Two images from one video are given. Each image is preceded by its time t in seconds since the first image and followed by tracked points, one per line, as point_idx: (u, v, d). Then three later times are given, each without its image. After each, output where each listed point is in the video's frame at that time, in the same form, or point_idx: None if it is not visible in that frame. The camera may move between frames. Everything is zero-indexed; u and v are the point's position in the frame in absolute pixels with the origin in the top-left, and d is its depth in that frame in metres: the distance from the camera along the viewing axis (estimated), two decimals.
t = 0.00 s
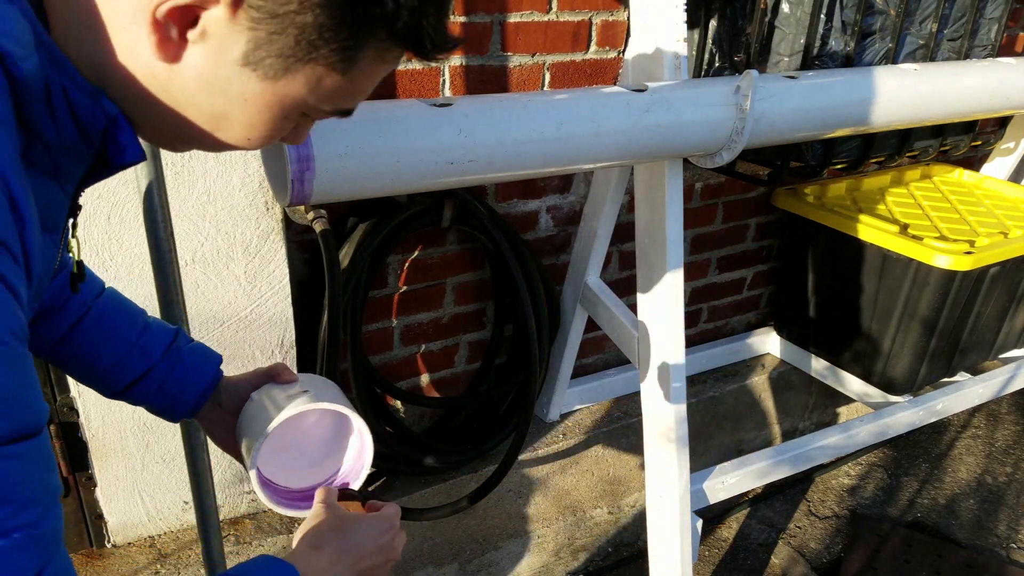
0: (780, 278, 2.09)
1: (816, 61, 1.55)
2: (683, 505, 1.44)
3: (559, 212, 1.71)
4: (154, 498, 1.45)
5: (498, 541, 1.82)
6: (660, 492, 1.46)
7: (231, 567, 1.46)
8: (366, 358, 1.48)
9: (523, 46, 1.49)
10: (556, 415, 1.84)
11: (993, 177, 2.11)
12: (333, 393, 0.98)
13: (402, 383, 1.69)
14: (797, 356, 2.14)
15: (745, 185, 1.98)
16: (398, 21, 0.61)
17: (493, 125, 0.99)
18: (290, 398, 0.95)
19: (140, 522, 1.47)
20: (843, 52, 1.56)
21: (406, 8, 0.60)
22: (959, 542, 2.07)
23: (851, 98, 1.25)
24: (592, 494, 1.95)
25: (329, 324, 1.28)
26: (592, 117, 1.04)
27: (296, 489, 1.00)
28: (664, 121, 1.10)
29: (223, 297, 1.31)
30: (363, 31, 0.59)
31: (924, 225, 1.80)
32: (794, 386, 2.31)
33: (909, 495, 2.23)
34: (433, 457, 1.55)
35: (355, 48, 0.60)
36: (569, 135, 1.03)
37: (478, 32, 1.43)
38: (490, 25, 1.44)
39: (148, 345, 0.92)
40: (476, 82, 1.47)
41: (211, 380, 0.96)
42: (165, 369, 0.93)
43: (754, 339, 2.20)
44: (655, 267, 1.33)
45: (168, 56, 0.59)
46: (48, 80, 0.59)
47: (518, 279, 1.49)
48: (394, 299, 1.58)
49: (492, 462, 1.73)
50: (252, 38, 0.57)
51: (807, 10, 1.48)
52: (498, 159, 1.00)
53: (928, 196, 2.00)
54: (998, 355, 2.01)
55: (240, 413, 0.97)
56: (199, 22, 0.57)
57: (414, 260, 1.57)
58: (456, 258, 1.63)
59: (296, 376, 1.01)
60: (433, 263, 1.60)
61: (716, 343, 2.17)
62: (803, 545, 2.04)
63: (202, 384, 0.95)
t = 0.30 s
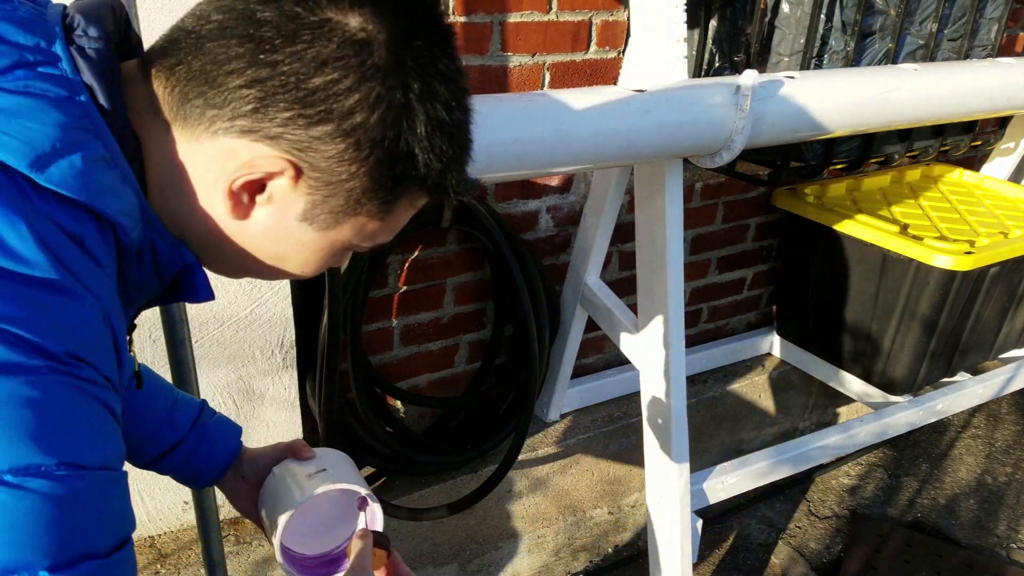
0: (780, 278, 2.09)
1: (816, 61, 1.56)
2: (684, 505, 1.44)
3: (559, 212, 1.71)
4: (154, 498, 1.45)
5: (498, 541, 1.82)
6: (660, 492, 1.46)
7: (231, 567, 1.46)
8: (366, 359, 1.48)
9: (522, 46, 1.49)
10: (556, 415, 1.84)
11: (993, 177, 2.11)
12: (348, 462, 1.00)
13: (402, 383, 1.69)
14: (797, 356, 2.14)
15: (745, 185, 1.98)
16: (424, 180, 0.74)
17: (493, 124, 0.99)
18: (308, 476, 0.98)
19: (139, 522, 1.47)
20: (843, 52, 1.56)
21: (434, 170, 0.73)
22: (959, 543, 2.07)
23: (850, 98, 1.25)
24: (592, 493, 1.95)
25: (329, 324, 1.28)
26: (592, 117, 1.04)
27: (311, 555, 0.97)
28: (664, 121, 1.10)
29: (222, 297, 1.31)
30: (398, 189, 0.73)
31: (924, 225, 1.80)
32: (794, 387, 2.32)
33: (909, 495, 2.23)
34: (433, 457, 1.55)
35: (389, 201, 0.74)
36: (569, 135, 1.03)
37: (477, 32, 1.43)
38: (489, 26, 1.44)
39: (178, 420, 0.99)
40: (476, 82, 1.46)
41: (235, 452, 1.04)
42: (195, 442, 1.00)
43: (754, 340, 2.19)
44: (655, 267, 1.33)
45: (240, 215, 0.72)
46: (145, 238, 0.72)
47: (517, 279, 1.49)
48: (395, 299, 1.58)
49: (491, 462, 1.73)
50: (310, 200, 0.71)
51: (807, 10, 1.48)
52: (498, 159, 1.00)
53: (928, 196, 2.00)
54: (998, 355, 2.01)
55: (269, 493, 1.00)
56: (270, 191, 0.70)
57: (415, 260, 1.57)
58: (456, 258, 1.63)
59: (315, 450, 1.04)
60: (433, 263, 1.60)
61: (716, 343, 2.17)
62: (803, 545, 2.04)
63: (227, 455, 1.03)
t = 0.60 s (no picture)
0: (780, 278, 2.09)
1: (816, 61, 1.55)
2: (684, 505, 1.44)
3: (559, 212, 1.71)
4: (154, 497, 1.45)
5: (498, 541, 1.82)
6: (660, 492, 1.46)
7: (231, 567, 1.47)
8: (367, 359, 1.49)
9: (522, 46, 1.49)
10: (557, 416, 1.84)
11: (993, 177, 2.11)
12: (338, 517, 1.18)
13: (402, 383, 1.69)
14: (797, 356, 2.14)
15: (745, 185, 1.98)
16: (414, 353, 0.89)
17: (493, 124, 0.99)
18: (308, 537, 1.17)
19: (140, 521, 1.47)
20: (843, 52, 1.56)
21: (422, 346, 0.89)
22: (959, 542, 2.07)
23: (850, 98, 1.25)
24: (592, 493, 1.95)
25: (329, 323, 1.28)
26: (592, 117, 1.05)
27: None
28: (665, 120, 1.10)
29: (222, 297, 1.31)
30: (391, 367, 0.89)
31: (924, 225, 1.80)
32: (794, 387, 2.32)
33: (908, 495, 2.23)
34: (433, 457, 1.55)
35: (386, 375, 0.90)
36: (570, 135, 1.03)
37: (477, 33, 1.43)
38: (489, 26, 1.44)
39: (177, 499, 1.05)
40: (476, 82, 1.47)
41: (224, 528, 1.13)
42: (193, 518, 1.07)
43: (754, 340, 2.19)
44: (654, 266, 1.33)
45: (263, 407, 0.88)
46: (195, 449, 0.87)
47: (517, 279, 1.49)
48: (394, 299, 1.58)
49: (491, 462, 1.73)
50: (321, 391, 0.87)
51: (807, 10, 1.48)
52: (498, 159, 1.00)
53: (928, 196, 2.00)
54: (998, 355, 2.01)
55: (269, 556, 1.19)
56: (286, 389, 0.86)
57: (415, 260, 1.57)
58: (456, 258, 1.63)
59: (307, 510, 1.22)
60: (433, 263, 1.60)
61: (716, 343, 2.17)
62: (803, 545, 2.04)
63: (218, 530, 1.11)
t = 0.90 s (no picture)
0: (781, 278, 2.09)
1: (816, 61, 1.55)
2: (684, 504, 1.44)
3: (559, 212, 1.71)
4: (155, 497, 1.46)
5: (498, 541, 1.82)
6: (660, 491, 1.46)
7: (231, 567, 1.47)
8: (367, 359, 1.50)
9: (522, 46, 1.49)
10: (556, 415, 1.84)
11: (993, 177, 2.11)
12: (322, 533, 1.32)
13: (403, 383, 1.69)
14: (798, 356, 2.13)
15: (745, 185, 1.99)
16: (399, 464, 0.97)
17: (493, 124, 0.99)
18: (299, 557, 1.30)
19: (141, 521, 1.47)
20: (843, 52, 1.56)
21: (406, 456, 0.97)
22: (959, 542, 2.07)
23: (850, 98, 1.25)
24: (592, 493, 1.95)
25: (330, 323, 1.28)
26: (591, 117, 1.05)
27: None
28: (665, 119, 1.10)
29: (222, 297, 1.31)
30: (379, 480, 0.98)
31: (924, 225, 1.80)
32: (794, 387, 2.32)
33: (908, 495, 2.23)
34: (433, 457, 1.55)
35: (376, 486, 0.98)
36: (570, 134, 1.03)
37: (477, 33, 1.43)
38: (490, 26, 1.44)
39: None
40: (477, 82, 1.47)
41: None
42: None
43: (755, 340, 2.19)
44: (654, 266, 1.33)
45: (262, 529, 0.96)
46: None
47: (516, 279, 1.49)
48: (394, 299, 1.58)
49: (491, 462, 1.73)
50: (315, 511, 0.95)
51: (807, 10, 1.48)
52: (498, 159, 1.00)
53: (928, 196, 2.00)
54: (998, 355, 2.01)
55: None
56: (282, 513, 0.94)
57: (414, 260, 1.57)
58: (456, 257, 1.63)
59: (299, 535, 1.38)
60: (433, 263, 1.60)
61: (716, 343, 2.17)
62: (802, 545, 2.04)
63: None
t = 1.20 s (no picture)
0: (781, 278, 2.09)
1: (817, 61, 1.55)
2: (684, 504, 1.44)
3: (559, 212, 1.71)
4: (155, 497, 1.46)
5: (498, 541, 1.82)
6: (660, 491, 1.46)
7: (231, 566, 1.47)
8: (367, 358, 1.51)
9: (522, 46, 1.49)
10: (556, 416, 1.84)
11: (993, 177, 2.11)
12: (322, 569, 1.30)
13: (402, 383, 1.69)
14: (798, 356, 2.13)
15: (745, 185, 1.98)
16: (387, 494, 0.94)
17: (492, 124, 0.99)
18: None
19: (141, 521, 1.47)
20: (843, 51, 1.56)
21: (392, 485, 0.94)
22: (959, 543, 2.07)
23: (850, 98, 1.25)
24: (592, 493, 1.95)
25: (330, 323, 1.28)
26: (592, 117, 1.04)
27: None
28: (665, 119, 1.10)
29: (222, 297, 1.30)
30: (367, 514, 0.94)
31: (924, 225, 1.80)
32: (794, 387, 2.32)
33: (909, 495, 2.23)
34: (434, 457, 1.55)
35: (366, 519, 0.95)
36: (570, 134, 1.03)
37: (478, 33, 1.43)
38: (490, 26, 1.44)
39: None
40: (476, 82, 1.46)
41: None
42: None
43: (755, 340, 2.18)
44: (655, 266, 1.33)
45: (254, 572, 0.94)
46: None
47: (516, 279, 1.49)
48: (394, 299, 1.57)
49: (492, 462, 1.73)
50: (305, 549, 0.93)
51: (807, 10, 1.48)
52: (498, 159, 1.00)
53: (928, 196, 2.00)
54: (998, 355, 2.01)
55: None
56: (271, 555, 0.91)
57: (414, 260, 1.57)
58: (456, 257, 1.63)
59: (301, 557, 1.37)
60: (433, 263, 1.60)
61: (716, 343, 2.17)
62: (803, 546, 2.04)
63: None
